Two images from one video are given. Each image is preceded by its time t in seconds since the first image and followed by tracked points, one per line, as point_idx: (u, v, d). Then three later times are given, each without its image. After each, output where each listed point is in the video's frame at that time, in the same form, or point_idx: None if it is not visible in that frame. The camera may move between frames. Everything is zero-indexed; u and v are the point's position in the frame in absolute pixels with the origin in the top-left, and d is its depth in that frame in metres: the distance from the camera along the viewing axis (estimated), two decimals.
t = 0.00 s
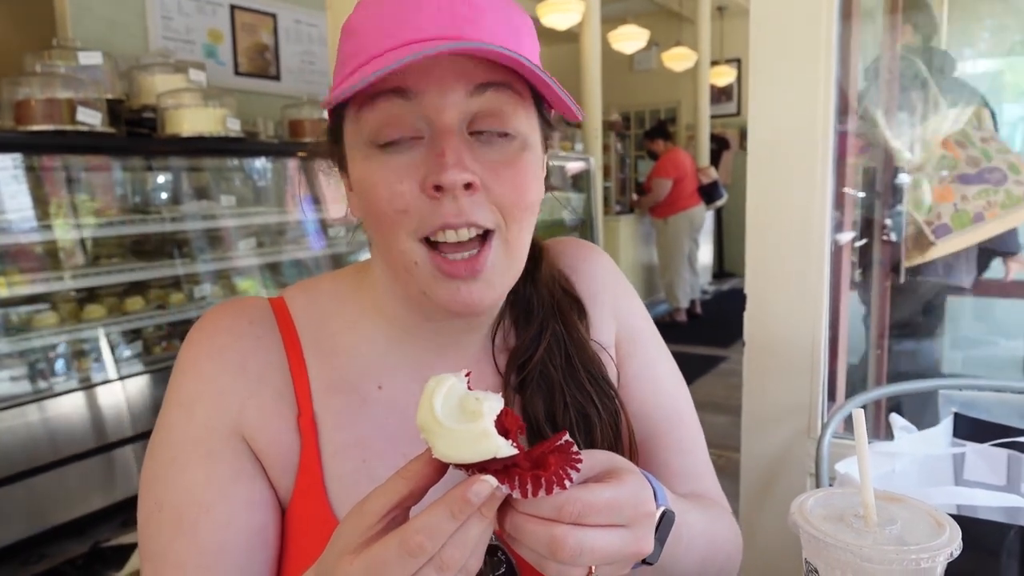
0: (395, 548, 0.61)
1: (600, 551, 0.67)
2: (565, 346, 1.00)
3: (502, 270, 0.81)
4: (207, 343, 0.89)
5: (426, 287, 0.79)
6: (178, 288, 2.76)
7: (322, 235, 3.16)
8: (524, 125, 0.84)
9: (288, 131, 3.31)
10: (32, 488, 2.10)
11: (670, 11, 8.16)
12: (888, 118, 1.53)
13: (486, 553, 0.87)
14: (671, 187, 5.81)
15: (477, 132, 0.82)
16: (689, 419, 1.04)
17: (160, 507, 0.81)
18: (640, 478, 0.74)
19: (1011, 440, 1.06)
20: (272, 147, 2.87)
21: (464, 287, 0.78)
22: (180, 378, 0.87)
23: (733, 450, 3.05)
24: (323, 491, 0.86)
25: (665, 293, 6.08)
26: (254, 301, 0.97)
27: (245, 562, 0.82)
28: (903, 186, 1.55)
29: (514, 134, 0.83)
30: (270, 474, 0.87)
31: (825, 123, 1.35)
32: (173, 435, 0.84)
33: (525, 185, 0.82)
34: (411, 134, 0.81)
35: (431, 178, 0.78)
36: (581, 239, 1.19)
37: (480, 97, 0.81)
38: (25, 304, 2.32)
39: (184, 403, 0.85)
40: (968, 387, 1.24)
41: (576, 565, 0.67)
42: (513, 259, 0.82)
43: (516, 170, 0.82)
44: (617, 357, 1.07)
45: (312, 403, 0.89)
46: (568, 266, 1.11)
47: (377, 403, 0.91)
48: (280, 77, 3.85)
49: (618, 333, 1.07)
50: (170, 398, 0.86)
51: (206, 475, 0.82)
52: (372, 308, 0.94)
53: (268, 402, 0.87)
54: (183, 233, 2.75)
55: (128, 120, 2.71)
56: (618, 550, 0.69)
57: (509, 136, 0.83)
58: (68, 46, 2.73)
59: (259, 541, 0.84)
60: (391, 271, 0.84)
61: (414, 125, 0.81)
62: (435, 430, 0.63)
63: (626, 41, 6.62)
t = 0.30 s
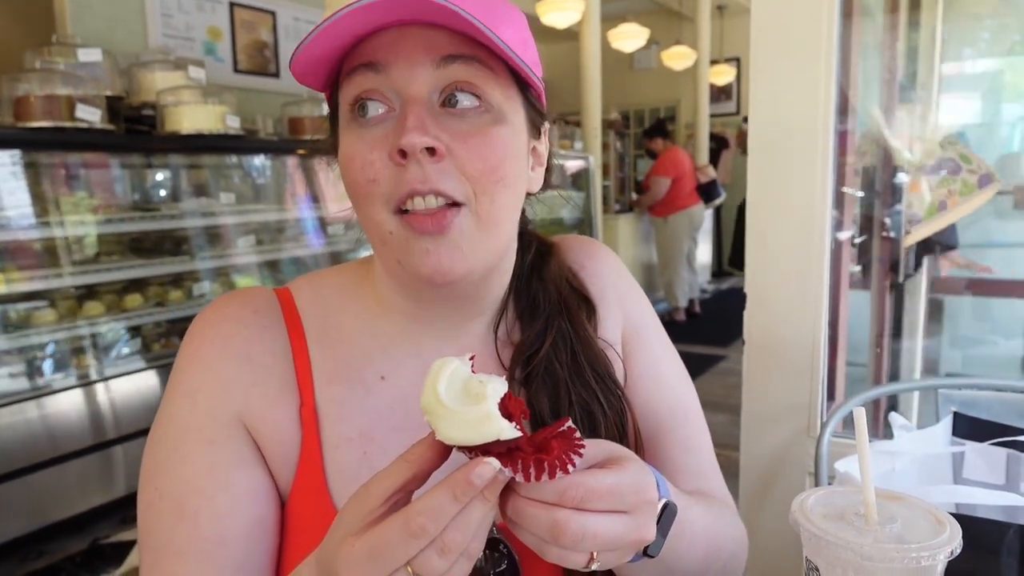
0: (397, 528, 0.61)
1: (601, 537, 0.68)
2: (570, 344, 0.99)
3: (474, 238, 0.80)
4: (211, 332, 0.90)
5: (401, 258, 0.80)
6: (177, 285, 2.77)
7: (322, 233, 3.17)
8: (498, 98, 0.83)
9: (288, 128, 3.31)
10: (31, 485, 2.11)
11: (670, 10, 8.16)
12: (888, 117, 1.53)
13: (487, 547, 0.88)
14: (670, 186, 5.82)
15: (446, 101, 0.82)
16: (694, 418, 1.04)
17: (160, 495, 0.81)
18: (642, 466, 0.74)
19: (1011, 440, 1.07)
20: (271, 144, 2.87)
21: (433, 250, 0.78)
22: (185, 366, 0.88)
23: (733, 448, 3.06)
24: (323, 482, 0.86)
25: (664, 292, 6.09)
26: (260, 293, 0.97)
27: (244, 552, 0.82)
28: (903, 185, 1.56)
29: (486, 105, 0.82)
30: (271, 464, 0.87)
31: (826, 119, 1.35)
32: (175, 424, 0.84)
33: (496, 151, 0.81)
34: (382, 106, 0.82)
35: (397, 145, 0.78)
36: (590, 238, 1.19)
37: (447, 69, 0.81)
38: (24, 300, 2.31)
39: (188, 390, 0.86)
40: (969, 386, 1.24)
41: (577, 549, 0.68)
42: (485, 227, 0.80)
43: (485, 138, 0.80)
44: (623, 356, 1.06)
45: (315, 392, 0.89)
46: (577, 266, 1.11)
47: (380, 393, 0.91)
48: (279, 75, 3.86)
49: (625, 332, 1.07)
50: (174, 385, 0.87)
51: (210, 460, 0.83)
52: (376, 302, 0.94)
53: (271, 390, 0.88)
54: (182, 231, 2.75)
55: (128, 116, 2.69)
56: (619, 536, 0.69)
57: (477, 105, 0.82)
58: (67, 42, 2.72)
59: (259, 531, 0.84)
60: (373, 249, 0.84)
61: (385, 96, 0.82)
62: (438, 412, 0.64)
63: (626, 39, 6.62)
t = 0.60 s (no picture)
0: (410, 527, 0.62)
1: (612, 534, 0.68)
2: (573, 344, 1.00)
3: (488, 247, 0.81)
4: (216, 330, 0.90)
5: (414, 265, 0.80)
6: (179, 284, 2.77)
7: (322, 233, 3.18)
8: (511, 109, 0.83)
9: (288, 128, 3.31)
10: (32, 484, 2.12)
11: (670, 9, 8.16)
12: (889, 115, 1.53)
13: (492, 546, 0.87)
14: (670, 185, 5.82)
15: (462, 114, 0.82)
16: (698, 420, 1.04)
17: (166, 493, 0.82)
18: (651, 464, 0.74)
19: (1012, 436, 1.07)
20: (271, 144, 2.87)
21: (446, 255, 0.78)
22: (190, 364, 0.88)
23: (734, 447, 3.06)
24: (330, 480, 0.86)
25: (665, 291, 6.09)
26: (264, 292, 0.97)
27: (251, 550, 0.83)
28: (903, 183, 1.57)
29: (501, 118, 0.83)
30: (277, 462, 0.87)
31: (827, 117, 1.36)
32: (181, 422, 0.84)
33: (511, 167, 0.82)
34: (399, 118, 0.82)
35: (414, 160, 0.79)
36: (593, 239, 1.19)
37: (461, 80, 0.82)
38: (26, 301, 2.31)
39: (193, 389, 0.86)
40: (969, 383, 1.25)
41: (588, 546, 0.68)
42: (498, 236, 0.81)
43: (500, 152, 0.81)
44: (625, 356, 1.07)
45: (320, 391, 0.89)
46: (580, 267, 1.11)
47: (384, 392, 0.91)
48: (279, 75, 3.86)
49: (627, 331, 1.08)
50: (179, 384, 0.88)
51: (215, 459, 0.83)
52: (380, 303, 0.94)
53: (276, 388, 0.88)
54: (183, 230, 2.76)
55: (128, 116, 2.68)
56: (629, 533, 0.70)
57: (492, 117, 0.83)
58: (68, 42, 2.72)
59: (266, 530, 0.84)
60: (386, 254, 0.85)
61: (400, 108, 0.82)
62: (450, 409, 0.64)
63: (626, 38, 6.62)
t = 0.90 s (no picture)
0: (434, 533, 0.62)
1: (632, 539, 0.69)
2: (570, 327, 1.01)
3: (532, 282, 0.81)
4: (220, 326, 0.90)
5: (463, 301, 0.80)
6: (178, 283, 2.78)
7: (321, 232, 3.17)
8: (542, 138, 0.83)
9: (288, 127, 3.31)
10: (32, 483, 2.13)
11: (670, 8, 8.16)
12: (888, 116, 1.54)
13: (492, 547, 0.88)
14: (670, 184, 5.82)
15: (501, 152, 0.80)
16: (691, 403, 1.06)
17: (172, 487, 0.82)
18: (667, 470, 0.75)
19: (1009, 434, 1.07)
20: (269, 142, 2.88)
21: (499, 298, 0.79)
22: (195, 358, 0.88)
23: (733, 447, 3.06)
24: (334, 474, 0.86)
25: (664, 290, 6.10)
26: (271, 287, 0.98)
27: (256, 542, 0.83)
28: (901, 184, 1.58)
29: (535, 152, 0.82)
30: (282, 454, 0.88)
31: (826, 115, 1.36)
32: (186, 415, 0.85)
33: (547, 199, 0.82)
34: (440, 163, 0.79)
35: (466, 211, 0.77)
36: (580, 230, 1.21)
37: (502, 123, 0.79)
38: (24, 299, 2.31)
39: (199, 384, 0.86)
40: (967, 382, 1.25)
41: (606, 552, 0.69)
42: (539, 269, 0.82)
43: (539, 188, 0.81)
44: (620, 338, 1.08)
45: (325, 385, 0.90)
46: (571, 255, 1.12)
47: (392, 389, 0.92)
48: (279, 73, 3.86)
49: (621, 316, 1.09)
50: (185, 378, 0.88)
51: (220, 454, 0.83)
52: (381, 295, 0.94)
53: (282, 382, 0.88)
54: (182, 229, 2.76)
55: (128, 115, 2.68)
56: (647, 538, 0.70)
57: (530, 150, 0.82)
58: (68, 40, 2.72)
59: (270, 522, 0.85)
60: (422, 283, 0.84)
61: (442, 155, 0.78)
62: (475, 416, 0.63)
63: (626, 38, 6.62)
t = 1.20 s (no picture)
0: (436, 523, 0.62)
1: (632, 526, 0.69)
2: (565, 315, 1.00)
3: (528, 272, 0.81)
4: (218, 322, 0.90)
5: (459, 294, 0.79)
6: (174, 280, 2.77)
7: (317, 227, 3.16)
8: (534, 132, 0.83)
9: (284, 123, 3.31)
10: (30, 479, 2.16)
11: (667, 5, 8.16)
12: (885, 112, 1.54)
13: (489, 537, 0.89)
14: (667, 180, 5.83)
15: (493, 146, 0.80)
16: (688, 393, 1.06)
17: (174, 480, 0.82)
18: (667, 458, 0.75)
19: (1003, 428, 1.08)
20: (267, 139, 2.89)
21: (497, 290, 0.78)
22: (195, 353, 0.88)
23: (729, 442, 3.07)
24: (335, 467, 0.86)
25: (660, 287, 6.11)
26: (269, 281, 0.98)
27: (257, 535, 0.83)
28: (897, 180, 1.60)
29: (527, 145, 0.82)
30: (283, 448, 0.88)
31: (824, 110, 1.36)
32: (187, 409, 0.85)
33: (541, 189, 0.82)
34: (433, 159, 0.79)
35: (461, 205, 0.77)
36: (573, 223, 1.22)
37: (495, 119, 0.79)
38: (20, 296, 2.31)
39: (199, 378, 0.86)
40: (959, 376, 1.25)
41: (607, 540, 0.69)
42: (535, 259, 0.82)
43: (533, 178, 0.81)
44: (616, 325, 1.08)
45: (326, 378, 0.90)
46: (564, 244, 1.13)
47: (391, 381, 0.92)
48: (275, 69, 3.85)
49: (616, 303, 1.09)
50: (184, 372, 0.88)
51: (221, 448, 0.83)
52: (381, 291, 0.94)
53: (283, 375, 0.88)
54: (178, 225, 2.75)
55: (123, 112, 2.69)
56: (647, 526, 0.70)
57: (523, 143, 0.82)
58: (62, 36, 2.71)
59: (271, 515, 0.85)
60: (417, 277, 0.84)
61: (435, 151, 0.78)
62: (477, 412, 0.63)
63: (622, 34, 6.63)
